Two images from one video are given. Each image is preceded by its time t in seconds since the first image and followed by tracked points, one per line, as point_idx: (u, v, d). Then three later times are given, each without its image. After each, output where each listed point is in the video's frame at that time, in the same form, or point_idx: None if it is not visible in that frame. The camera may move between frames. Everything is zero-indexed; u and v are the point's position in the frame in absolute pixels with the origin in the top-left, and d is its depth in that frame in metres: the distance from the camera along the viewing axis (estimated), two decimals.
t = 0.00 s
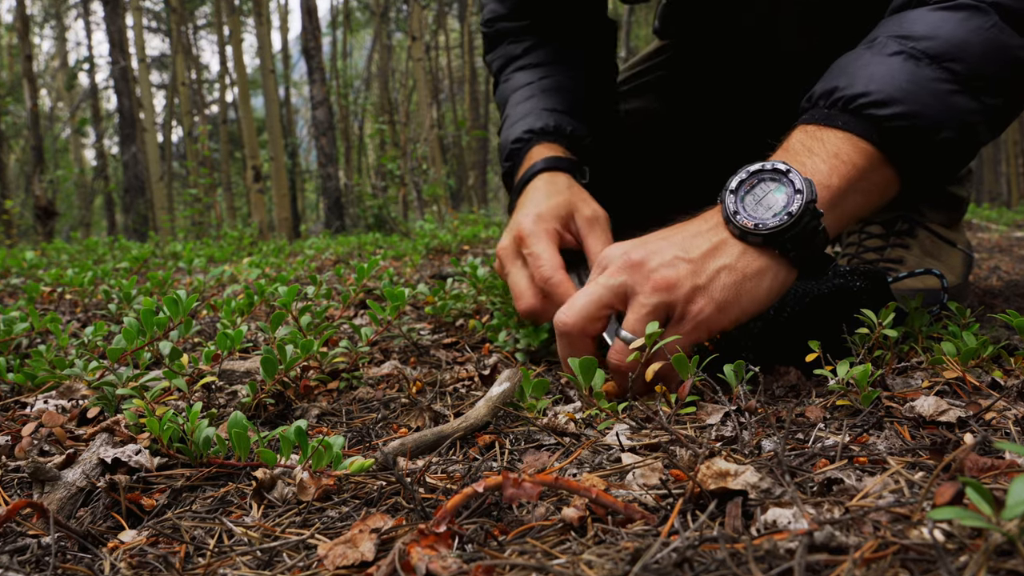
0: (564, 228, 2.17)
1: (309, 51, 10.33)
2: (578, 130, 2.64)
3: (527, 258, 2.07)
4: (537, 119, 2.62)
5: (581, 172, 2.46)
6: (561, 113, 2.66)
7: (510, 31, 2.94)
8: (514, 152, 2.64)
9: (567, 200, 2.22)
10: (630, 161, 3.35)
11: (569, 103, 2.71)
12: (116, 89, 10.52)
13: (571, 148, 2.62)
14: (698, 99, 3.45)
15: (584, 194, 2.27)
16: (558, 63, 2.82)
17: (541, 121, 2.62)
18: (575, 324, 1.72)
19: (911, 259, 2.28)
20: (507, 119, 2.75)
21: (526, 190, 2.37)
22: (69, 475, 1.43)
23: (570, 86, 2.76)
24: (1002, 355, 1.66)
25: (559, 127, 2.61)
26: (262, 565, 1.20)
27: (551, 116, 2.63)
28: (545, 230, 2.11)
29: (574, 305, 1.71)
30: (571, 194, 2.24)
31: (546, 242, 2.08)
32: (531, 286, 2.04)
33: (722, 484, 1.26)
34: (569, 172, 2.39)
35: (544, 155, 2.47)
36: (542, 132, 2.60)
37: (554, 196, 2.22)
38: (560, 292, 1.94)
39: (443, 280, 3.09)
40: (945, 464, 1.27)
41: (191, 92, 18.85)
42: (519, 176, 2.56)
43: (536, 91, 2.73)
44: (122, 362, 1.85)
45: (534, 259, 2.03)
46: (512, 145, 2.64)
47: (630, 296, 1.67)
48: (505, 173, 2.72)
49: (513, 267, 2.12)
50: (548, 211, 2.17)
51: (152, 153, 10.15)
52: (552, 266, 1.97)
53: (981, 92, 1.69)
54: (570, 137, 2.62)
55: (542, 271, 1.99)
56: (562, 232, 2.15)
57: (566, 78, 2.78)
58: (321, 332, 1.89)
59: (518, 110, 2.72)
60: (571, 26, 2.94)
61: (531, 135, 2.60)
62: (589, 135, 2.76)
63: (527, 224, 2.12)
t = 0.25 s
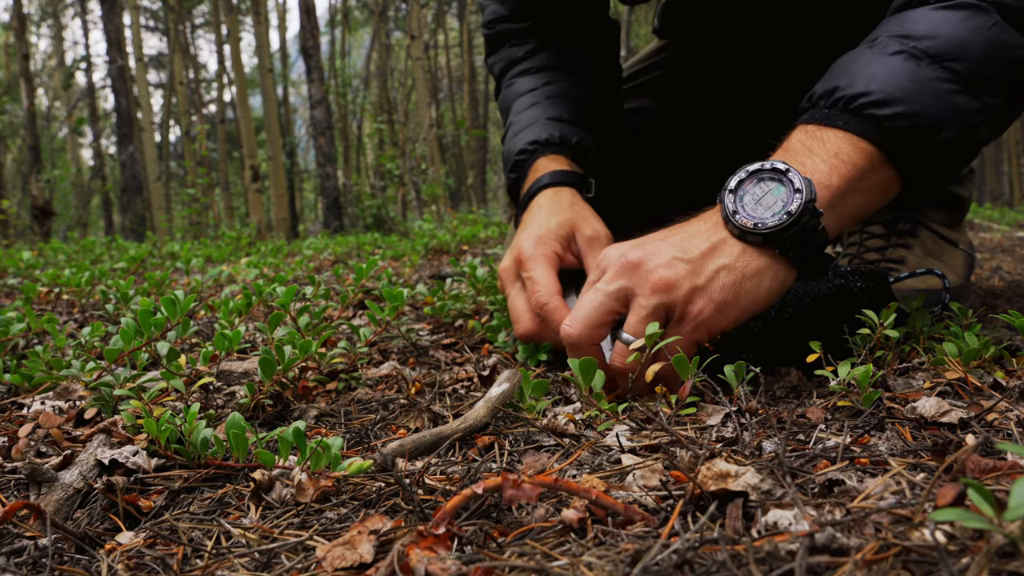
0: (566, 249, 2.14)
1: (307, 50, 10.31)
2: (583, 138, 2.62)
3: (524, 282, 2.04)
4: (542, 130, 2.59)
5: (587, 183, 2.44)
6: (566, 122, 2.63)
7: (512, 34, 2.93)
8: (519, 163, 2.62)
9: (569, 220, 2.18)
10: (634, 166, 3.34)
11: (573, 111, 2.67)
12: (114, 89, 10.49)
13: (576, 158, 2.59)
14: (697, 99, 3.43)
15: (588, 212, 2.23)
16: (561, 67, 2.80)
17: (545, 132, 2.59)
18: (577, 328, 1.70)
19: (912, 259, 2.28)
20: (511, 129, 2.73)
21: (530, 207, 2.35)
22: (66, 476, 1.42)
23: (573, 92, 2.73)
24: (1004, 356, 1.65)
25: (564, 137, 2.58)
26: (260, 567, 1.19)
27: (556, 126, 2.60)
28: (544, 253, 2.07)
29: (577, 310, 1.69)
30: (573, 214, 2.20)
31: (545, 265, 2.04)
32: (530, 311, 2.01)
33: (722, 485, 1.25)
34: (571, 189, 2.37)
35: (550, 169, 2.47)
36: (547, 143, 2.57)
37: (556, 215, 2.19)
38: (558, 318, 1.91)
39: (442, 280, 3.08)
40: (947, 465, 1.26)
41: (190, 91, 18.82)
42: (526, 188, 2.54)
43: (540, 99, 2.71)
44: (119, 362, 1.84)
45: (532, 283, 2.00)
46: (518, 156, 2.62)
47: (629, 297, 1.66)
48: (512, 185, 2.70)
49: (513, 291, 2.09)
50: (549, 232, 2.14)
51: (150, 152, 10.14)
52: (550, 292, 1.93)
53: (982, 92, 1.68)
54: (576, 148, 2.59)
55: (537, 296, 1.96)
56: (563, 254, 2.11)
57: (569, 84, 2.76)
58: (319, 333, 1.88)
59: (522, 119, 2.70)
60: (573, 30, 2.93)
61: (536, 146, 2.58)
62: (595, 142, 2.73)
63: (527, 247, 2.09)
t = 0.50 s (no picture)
0: (567, 252, 2.14)
1: (305, 49, 10.29)
2: (590, 140, 2.61)
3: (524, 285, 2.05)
4: (550, 133, 2.58)
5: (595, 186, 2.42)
6: (573, 125, 2.62)
7: (517, 36, 2.93)
8: (527, 166, 2.61)
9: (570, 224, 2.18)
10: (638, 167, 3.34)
11: (580, 113, 2.66)
12: (111, 88, 10.47)
13: (584, 161, 2.58)
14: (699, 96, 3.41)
15: (590, 215, 2.23)
16: (567, 69, 2.79)
17: (553, 135, 2.58)
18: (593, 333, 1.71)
19: (914, 259, 2.27)
20: (519, 133, 2.73)
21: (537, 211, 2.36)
22: (63, 477, 1.41)
23: (580, 94, 2.72)
24: (1007, 357, 1.64)
25: (571, 140, 2.58)
26: (257, 568, 1.18)
27: (564, 129, 2.60)
28: (544, 257, 2.08)
29: (590, 312, 1.71)
30: (575, 217, 2.20)
31: (545, 269, 2.05)
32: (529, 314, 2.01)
33: (723, 486, 1.24)
34: (579, 193, 2.36)
35: (558, 172, 2.46)
36: (554, 146, 2.56)
37: (557, 220, 2.21)
38: (555, 321, 1.90)
39: (441, 280, 3.07)
40: (949, 466, 1.25)
41: (188, 91, 18.81)
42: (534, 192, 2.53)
43: (547, 102, 2.70)
44: (117, 363, 1.83)
45: (531, 286, 2.00)
46: (525, 160, 2.61)
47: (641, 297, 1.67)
48: (519, 189, 2.70)
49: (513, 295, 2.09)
50: (551, 236, 2.15)
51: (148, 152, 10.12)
52: (547, 295, 1.93)
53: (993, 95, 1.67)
54: (583, 150, 2.58)
55: (535, 299, 1.96)
56: (564, 257, 2.11)
57: (576, 85, 2.75)
58: (317, 333, 1.87)
59: (529, 123, 2.69)
60: (579, 30, 2.91)
61: (544, 149, 2.57)
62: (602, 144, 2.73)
63: (528, 251, 2.10)
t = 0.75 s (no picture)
0: (579, 259, 2.10)
1: (303, 48, 10.28)
2: (606, 143, 2.57)
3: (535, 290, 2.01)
4: (565, 140, 2.54)
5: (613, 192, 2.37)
6: (587, 130, 2.58)
7: (525, 38, 2.92)
8: (543, 173, 2.56)
9: (583, 231, 2.15)
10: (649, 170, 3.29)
11: (593, 117, 2.63)
12: (108, 87, 10.46)
13: (600, 166, 2.54)
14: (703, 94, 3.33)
15: (605, 223, 2.19)
16: (576, 70, 2.77)
17: (568, 141, 2.54)
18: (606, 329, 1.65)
19: (916, 261, 2.26)
20: (532, 140, 2.69)
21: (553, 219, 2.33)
22: (60, 479, 1.40)
23: (591, 96, 2.70)
24: (1009, 358, 1.63)
25: (587, 146, 2.53)
26: (255, 570, 1.18)
27: (579, 135, 2.56)
28: (556, 261, 2.04)
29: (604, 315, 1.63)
30: (589, 224, 2.18)
31: (555, 274, 2.01)
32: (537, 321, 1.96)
33: (724, 487, 1.23)
34: (597, 201, 2.32)
35: (575, 181, 2.42)
36: (570, 152, 2.52)
37: (570, 227, 2.18)
38: (560, 326, 1.85)
39: (440, 281, 3.06)
40: (951, 467, 1.24)
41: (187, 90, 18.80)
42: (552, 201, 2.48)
43: (559, 106, 2.68)
44: (114, 364, 1.83)
45: (540, 291, 1.96)
46: (541, 167, 2.56)
47: (653, 297, 1.63)
48: (535, 198, 2.63)
49: (523, 301, 2.05)
50: (563, 242, 2.11)
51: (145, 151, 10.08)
52: (555, 299, 1.89)
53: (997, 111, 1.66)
54: (599, 156, 2.54)
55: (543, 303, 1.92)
56: (575, 264, 2.07)
57: (587, 88, 2.73)
58: (316, 334, 1.87)
59: (542, 129, 2.66)
60: (585, 32, 2.91)
61: (560, 156, 2.53)
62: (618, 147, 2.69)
63: (539, 256, 2.07)
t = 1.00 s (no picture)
0: (590, 263, 2.08)
1: (302, 47, 10.26)
2: (622, 144, 2.56)
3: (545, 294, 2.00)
4: (582, 144, 2.53)
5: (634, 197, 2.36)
6: (604, 132, 2.57)
7: (531, 38, 2.90)
8: (562, 178, 2.55)
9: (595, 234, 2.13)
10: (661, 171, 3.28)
11: (609, 118, 2.61)
12: (105, 86, 10.44)
13: (619, 169, 2.52)
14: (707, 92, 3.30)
15: (618, 227, 2.16)
16: (585, 72, 2.76)
17: (586, 145, 2.53)
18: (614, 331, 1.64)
19: (917, 261, 2.26)
20: (546, 144, 2.67)
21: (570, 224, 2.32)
22: (57, 480, 1.40)
23: (603, 97, 2.69)
24: (1011, 358, 1.63)
25: (605, 149, 2.52)
26: (253, 572, 1.17)
27: (596, 138, 2.54)
28: (566, 265, 2.03)
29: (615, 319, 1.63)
30: (601, 228, 2.15)
31: (564, 277, 1.99)
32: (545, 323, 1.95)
33: (724, 489, 1.22)
34: (616, 205, 2.30)
35: (594, 185, 2.40)
36: (588, 157, 2.50)
37: (583, 231, 2.16)
38: (565, 327, 1.83)
39: (440, 281, 3.05)
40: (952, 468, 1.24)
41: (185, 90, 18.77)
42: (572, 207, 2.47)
43: (572, 108, 2.66)
44: (112, 364, 1.82)
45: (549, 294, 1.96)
46: (560, 171, 2.54)
47: (659, 295, 1.62)
48: (555, 203, 2.63)
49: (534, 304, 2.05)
50: (574, 246, 2.10)
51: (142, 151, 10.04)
52: (561, 301, 1.88)
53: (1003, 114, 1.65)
54: (617, 159, 2.52)
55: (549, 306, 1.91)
56: (586, 267, 2.05)
57: (599, 89, 2.72)
58: (314, 334, 1.86)
59: (556, 133, 2.64)
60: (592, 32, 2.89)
61: (578, 160, 2.51)
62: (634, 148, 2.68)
63: (551, 259, 2.06)
